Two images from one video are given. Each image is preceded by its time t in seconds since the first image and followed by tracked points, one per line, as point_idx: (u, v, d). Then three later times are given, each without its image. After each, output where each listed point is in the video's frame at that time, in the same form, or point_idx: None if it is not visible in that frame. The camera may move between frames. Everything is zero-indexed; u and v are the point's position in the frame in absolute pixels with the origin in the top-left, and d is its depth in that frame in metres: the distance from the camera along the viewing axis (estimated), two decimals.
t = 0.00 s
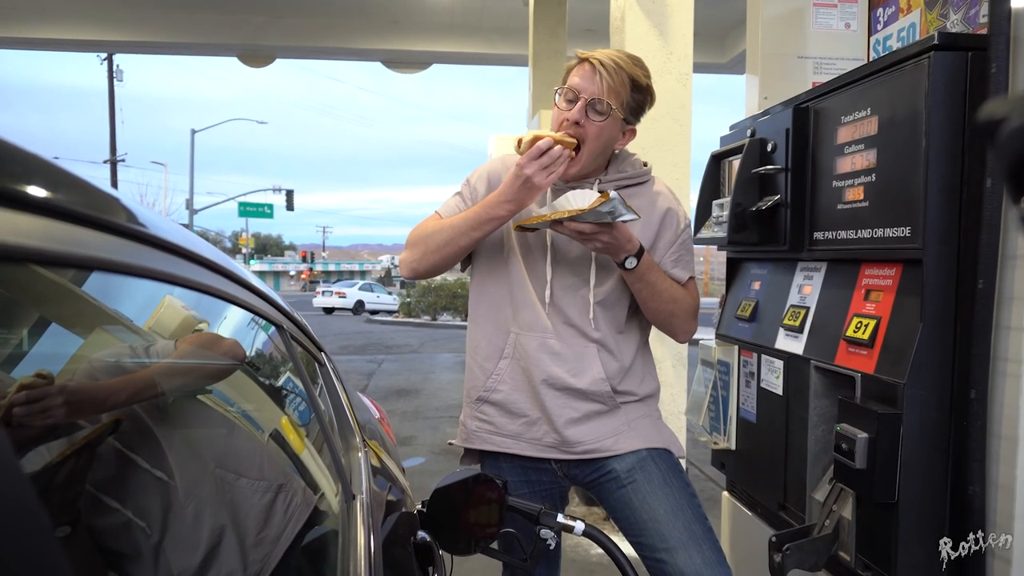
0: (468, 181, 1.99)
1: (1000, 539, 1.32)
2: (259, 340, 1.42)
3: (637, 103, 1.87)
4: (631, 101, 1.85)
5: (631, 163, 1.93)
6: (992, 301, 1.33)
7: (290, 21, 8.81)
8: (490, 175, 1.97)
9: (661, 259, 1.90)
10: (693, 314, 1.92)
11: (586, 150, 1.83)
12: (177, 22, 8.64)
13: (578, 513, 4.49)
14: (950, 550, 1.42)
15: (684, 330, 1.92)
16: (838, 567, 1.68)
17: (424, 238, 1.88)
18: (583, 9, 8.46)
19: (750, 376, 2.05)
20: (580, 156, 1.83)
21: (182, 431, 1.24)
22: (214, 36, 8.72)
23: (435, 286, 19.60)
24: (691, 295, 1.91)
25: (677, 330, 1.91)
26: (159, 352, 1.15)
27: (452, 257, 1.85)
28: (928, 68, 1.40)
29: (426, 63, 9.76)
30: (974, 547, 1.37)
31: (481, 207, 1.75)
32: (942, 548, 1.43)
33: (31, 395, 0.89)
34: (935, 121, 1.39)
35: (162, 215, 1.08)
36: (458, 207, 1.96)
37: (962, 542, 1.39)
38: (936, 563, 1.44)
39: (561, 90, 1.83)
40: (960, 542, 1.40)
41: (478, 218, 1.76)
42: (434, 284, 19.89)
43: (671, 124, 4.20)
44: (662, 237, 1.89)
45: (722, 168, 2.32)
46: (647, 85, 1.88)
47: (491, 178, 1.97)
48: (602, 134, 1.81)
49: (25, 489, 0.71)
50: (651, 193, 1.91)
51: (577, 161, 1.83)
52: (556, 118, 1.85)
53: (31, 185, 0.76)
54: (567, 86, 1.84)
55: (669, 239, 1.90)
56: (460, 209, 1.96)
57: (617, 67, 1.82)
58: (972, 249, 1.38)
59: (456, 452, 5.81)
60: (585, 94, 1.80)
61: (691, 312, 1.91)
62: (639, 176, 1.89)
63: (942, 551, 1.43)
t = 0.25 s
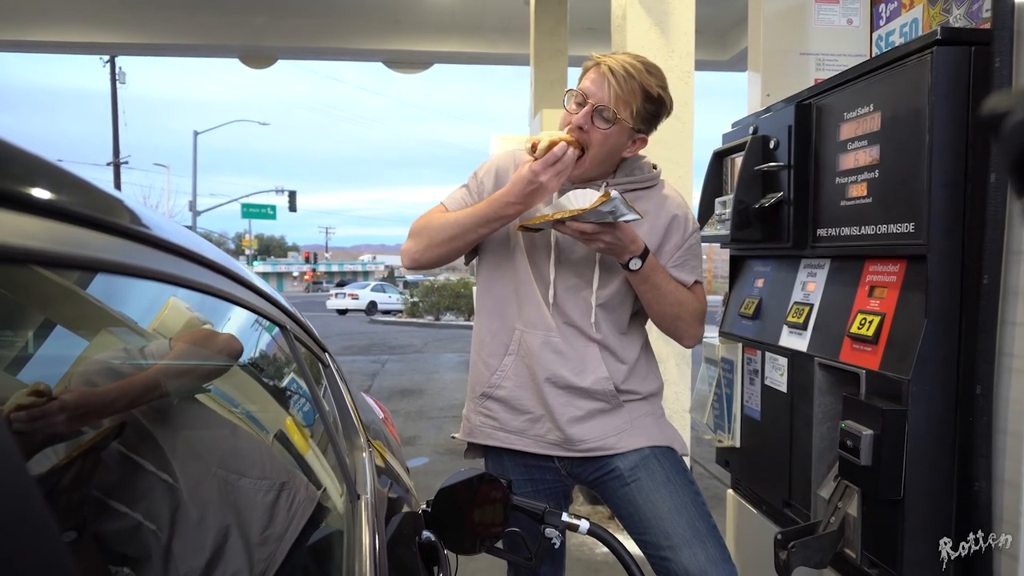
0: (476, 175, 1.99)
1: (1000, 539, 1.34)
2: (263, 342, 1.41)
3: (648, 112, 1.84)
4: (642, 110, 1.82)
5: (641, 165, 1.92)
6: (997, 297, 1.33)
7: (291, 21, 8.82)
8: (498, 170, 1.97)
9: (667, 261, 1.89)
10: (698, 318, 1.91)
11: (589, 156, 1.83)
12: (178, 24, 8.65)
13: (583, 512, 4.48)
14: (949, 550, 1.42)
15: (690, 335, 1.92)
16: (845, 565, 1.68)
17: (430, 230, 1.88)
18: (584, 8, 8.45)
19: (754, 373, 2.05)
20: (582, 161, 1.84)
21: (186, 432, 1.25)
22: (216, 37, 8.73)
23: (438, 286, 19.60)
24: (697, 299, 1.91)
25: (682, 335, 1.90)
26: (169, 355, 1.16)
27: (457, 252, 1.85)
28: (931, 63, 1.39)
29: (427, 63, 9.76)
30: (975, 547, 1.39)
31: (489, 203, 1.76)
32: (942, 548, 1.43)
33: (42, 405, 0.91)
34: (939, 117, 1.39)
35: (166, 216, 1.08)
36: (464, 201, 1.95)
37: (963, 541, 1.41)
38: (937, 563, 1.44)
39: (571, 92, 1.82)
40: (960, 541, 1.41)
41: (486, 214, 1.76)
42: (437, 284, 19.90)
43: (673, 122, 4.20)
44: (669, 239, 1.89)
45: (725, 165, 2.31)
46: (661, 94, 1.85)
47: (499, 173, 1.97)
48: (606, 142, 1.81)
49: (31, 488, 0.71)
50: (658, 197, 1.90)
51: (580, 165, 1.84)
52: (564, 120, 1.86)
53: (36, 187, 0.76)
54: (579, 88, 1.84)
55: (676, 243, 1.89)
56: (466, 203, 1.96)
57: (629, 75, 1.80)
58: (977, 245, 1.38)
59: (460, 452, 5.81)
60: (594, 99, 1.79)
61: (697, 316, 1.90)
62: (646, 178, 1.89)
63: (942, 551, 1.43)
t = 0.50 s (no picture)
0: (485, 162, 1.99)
1: (1001, 539, 1.35)
2: (265, 341, 1.42)
3: (655, 108, 1.83)
4: (649, 106, 1.82)
5: (650, 167, 1.92)
6: (999, 294, 1.33)
7: (293, 21, 8.83)
8: (507, 160, 1.97)
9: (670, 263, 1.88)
10: (701, 324, 1.90)
11: (593, 150, 1.83)
12: (180, 24, 8.67)
13: (585, 511, 4.48)
14: (949, 550, 1.42)
15: (690, 342, 1.91)
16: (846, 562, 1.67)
17: (433, 212, 1.89)
18: (585, 7, 8.45)
19: (756, 371, 2.05)
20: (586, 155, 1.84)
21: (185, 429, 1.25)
22: (218, 37, 8.74)
23: (440, 286, 19.61)
24: (700, 305, 1.89)
25: (683, 340, 1.89)
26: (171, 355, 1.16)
27: (458, 237, 1.86)
28: (933, 60, 1.39)
29: (428, 62, 9.77)
30: (975, 547, 1.39)
31: (492, 192, 1.76)
32: (942, 548, 1.43)
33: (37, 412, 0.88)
34: (941, 114, 1.38)
35: (168, 216, 1.09)
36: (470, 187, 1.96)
37: (963, 541, 1.41)
38: (937, 564, 1.43)
39: (579, 86, 1.83)
40: (960, 541, 1.41)
41: (488, 202, 1.77)
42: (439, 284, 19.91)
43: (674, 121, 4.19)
44: (674, 243, 1.89)
45: (726, 163, 2.31)
46: (670, 91, 1.84)
47: (508, 163, 1.97)
48: (610, 136, 1.80)
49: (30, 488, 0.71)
50: (664, 202, 1.90)
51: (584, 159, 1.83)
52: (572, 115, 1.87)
53: (38, 187, 0.76)
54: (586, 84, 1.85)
55: (680, 248, 1.89)
56: (471, 189, 1.96)
57: (636, 70, 1.81)
58: (979, 243, 1.37)
59: (463, 451, 5.81)
60: (599, 92, 1.80)
61: (699, 323, 1.89)
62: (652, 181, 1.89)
63: (942, 552, 1.43)
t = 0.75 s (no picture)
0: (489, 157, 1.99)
1: (1002, 538, 1.35)
2: (266, 339, 1.42)
3: (662, 120, 1.82)
4: (657, 116, 1.81)
5: (656, 167, 1.92)
6: (1001, 292, 1.32)
7: (293, 19, 8.81)
8: (511, 158, 1.97)
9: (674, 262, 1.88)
10: (704, 322, 1.90)
11: (595, 155, 1.83)
12: (180, 21, 8.66)
13: (586, 508, 4.49)
14: (950, 550, 1.42)
15: (694, 340, 1.91)
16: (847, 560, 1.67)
17: (434, 206, 1.89)
18: (586, 4, 8.43)
19: (756, 370, 2.05)
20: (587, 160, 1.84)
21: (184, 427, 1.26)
22: (219, 34, 8.73)
23: (440, 283, 19.61)
24: (703, 304, 1.89)
25: (686, 339, 1.90)
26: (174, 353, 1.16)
27: (456, 231, 1.86)
28: (935, 58, 1.39)
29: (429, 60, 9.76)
30: (976, 547, 1.39)
31: (491, 187, 1.76)
32: (942, 548, 1.43)
33: (37, 405, 0.89)
34: (943, 112, 1.38)
35: (169, 214, 1.09)
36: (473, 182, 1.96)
37: (963, 541, 1.41)
38: (936, 564, 1.44)
39: (590, 89, 1.81)
40: (960, 541, 1.41)
41: (487, 197, 1.76)
42: (440, 282, 19.90)
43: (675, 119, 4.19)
44: (677, 242, 1.89)
45: (727, 162, 2.31)
46: (680, 103, 1.83)
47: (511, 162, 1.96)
48: (613, 143, 1.80)
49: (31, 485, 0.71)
50: (668, 201, 1.90)
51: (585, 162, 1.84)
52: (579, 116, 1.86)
53: (39, 183, 0.76)
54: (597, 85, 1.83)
55: (684, 246, 1.89)
56: (473, 184, 1.96)
57: (649, 79, 1.79)
58: (980, 241, 1.37)
59: (463, 449, 5.81)
60: (609, 98, 1.79)
61: (703, 322, 1.89)
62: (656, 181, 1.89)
63: (942, 551, 1.43)
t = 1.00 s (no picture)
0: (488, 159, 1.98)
1: (1002, 539, 1.35)
2: (267, 338, 1.42)
3: (660, 128, 1.81)
4: (656, 124, 1.79)
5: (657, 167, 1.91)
6: (1001, 291, 1.32)
7: (294, 18, 8.81)
8: (510, 159, 1.96)
9: (676, 261, 1.88)
10: (707, 319, 1.90)
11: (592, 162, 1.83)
12: (181, 20, 8.66)
13: (586, 507, 4.50)
14: (950, 550, 1.42)
15: (697, 337, 1.91)
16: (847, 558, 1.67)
17: (433, 209, 1.89)
18: (587, 3, 8.43)
19: (757, 369, 2.05)
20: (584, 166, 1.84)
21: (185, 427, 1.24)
22: (220, 33, 8.73)
23: (441, 282, 19.61)
24: (705, 300, 1.89)
25: (689, 336, 1.90)
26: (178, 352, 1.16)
27: (456, 234, 1.86)
28: (937, 57, 1.39)
29: (430, 59, 9.75)
30: (976, 547, 1.40)
31: (491, 192, 1.76)
32: (942, 548, 1.43)
33: (46, 400, 0.89)
34: (944, 111, 1.38)
35: (170, 212, 1.09)
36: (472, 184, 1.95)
37: (963, 541, 1.41)
38: (936, 564, 1.43)
39: (589, 94, 1.80)
40: (960, 541, 1.41)
41: (487, 201, 1.76)
42: (440, 281, 19.91)
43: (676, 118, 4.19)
44: (679, 240, 1.89)
45: (728, 161, 2.30)
46: (680, 111, 1.81)
47: (510, 162, 1.96)
48: (610, 150, 1.80)
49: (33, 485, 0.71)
50: (670, 202, 1.90)
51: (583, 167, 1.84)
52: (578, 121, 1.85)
53: (40, 182, 0.76)
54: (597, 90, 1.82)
55: (686, 244, 1.89)
56: (472, 186, 1.96)
57: (648, 87, 1.77)
58: (981, 241, 1.37)
59: (464, 448, 5.82)
60: (608, 105, 1.78)
61: (705, 319, 1.90)
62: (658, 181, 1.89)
63: (942, 551, 1.43)
